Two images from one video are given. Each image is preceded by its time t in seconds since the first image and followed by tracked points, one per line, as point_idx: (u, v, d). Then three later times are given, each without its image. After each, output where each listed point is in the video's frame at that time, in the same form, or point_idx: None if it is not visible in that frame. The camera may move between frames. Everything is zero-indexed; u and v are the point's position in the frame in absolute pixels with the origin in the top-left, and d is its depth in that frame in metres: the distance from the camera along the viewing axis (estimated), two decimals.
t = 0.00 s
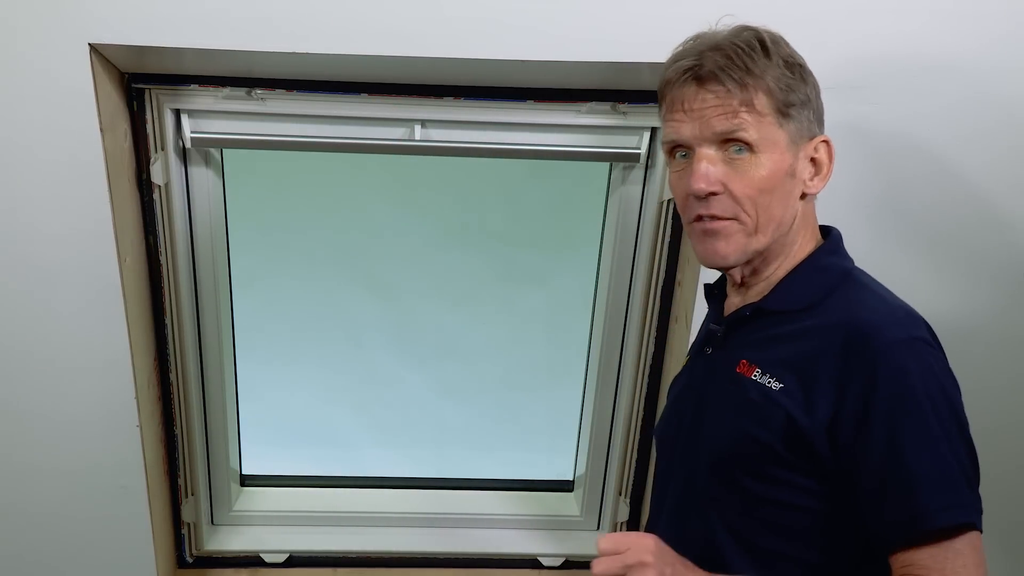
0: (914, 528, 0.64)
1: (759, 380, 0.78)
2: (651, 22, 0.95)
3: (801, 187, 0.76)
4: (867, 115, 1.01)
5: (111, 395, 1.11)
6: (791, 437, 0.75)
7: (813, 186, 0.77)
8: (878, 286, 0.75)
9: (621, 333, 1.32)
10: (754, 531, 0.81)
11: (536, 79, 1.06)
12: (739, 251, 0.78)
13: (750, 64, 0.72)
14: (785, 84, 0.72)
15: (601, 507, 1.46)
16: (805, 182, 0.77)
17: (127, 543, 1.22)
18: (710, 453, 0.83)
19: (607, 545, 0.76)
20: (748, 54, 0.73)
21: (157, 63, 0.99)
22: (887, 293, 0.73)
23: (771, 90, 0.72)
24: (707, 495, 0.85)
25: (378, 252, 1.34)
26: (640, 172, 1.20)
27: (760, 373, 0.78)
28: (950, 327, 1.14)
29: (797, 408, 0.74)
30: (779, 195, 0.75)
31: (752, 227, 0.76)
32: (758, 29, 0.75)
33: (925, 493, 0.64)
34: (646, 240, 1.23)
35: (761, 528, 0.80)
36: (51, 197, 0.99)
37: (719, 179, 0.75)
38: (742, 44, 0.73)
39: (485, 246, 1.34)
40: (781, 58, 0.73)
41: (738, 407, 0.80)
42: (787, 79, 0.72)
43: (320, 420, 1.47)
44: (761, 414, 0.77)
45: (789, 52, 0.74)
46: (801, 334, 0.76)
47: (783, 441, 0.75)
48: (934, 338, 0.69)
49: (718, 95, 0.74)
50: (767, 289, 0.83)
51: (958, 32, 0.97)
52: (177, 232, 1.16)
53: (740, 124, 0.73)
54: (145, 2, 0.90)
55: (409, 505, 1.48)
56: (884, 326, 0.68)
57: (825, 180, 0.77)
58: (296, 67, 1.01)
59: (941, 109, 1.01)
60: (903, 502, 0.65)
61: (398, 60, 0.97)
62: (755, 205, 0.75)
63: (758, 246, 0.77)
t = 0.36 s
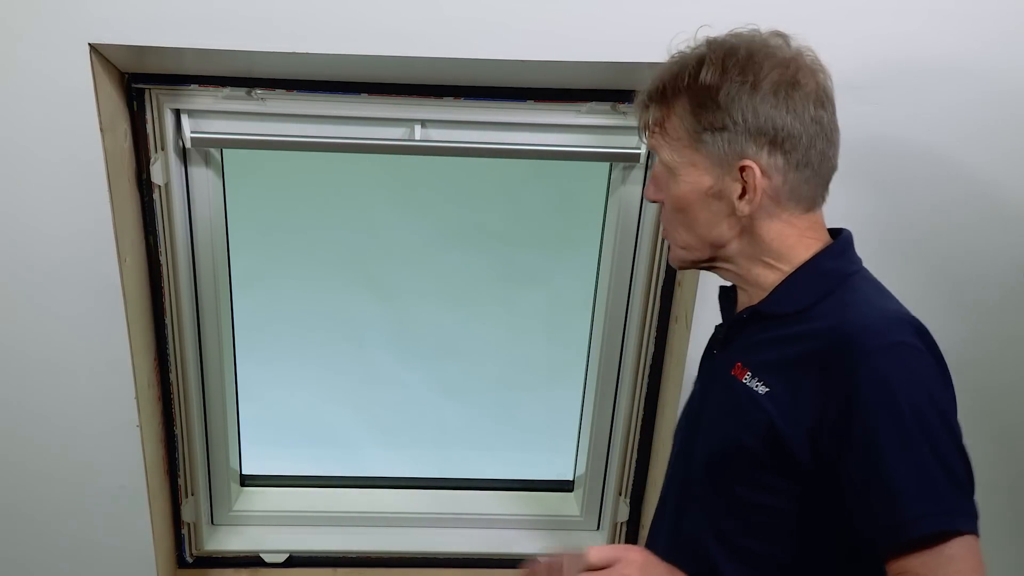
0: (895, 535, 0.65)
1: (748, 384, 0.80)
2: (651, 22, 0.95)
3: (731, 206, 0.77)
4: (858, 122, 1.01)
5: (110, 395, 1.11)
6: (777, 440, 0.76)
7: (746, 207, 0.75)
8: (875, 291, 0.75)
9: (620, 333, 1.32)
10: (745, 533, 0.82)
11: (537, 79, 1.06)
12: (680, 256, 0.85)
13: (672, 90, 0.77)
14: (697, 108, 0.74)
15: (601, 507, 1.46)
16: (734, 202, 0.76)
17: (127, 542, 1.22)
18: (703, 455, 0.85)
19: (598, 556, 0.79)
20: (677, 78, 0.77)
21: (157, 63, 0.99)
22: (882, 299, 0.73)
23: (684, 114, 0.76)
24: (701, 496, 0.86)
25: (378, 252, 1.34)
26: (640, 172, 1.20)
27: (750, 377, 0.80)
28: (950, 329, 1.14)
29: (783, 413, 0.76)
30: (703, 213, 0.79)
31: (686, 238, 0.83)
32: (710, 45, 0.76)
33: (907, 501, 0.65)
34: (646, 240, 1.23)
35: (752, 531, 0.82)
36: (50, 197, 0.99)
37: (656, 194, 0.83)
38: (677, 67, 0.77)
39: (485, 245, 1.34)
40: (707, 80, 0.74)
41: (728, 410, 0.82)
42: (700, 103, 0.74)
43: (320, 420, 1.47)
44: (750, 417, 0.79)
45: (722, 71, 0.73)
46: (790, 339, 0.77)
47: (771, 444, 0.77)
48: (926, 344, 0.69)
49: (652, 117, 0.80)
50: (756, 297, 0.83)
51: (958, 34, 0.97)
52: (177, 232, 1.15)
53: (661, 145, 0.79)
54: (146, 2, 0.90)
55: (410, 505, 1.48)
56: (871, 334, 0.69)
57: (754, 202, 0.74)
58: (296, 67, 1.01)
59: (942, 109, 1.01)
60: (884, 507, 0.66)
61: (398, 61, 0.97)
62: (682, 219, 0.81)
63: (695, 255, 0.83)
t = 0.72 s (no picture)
0: (828, 539, 0.67)
1: (733, 382, 0.83)
2: (652, 22, 0.95)
3: (745, 205, 0.77)
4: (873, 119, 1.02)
5: (110, 395, 1.11)
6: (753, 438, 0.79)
7: (759, 207, 0.75)
8: (868, 299, 0.73)
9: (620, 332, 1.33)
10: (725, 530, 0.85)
11: (537, 79, 1.06)
12: (693, 252, 0.86)
13: (695, 84, 0.77)
14: (718, 104, 0.75)
15: (601, 507, 1.46)
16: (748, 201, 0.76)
17: (127, 542, 1.22)
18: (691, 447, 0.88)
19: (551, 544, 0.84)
20: (700, 72, 0.77)
21: (157, 63, 0.99)
22: (872, 308, 0.72)
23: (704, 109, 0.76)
24: (687, 488, 0.90)
25: (378, 252, 1.34)
26: (640, 172, 1.20)
27: (736, 376, 0.83)
28: (949, 328, 1.14)
29: (761, 412, 0.78)
30: (716, 210, 0.79)
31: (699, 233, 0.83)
32: (737, 42, 0.76)
33: (847, 505, 0.66)
34: (646, 240, 1.24)
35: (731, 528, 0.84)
36: (51, 198, 0.99)
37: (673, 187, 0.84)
38: (702, 61, 0.77)
39: (485, 246, 1.34)
40: (730, 76, 0.74)
41: (716, 406, 0.85)
42: (722, 98, 0.74)
43: (320, 420, 1.47)
44: (731, 414, 0.82)
45: (746, 68, 0.73)
46: (772, 341, 0.79)
47: (747, 441, 0.79)
48: (903, 356, 0.68)
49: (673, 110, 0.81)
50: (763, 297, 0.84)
51: (958, 34, 0.97)
52: (177, 232, 1.15)
53: (681, 139, 0.80)
54: (146, 2, 0.90)
55: (410, 505, 1.48)
56: (841, 340, 0.70)
57: (767, 202, 0.74)
58: (296, 67, 1.01)
59: (942, 110, 1.01)
60: (826, 512, 0.68)
61: (398, 61, 0.97)
62: (696, 214, 0.82)
63: (707, 251, 0.84)
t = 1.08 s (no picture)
0: (826, 543, 0.68)
1: (718, 383, 0.83)
2: (651, 21, 0.95)
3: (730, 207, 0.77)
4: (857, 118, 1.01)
5: (110, 394, 1.11)
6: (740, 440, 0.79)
7: (744, 210, 0.76)
8: (852, 302, 0.75)
9: (620, 332, 1.31)
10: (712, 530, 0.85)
11: (537, 79, 1.06)
12: (681, 251, 0.87)
13: (683, 85, 0.77)
14: (705, 106, 0.75)
15: (601, 507, 1.46)
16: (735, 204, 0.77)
17: (127, 542, 1.22)
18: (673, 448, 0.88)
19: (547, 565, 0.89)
20: (688, 74, 0.77)
21: (157, 63, 0.99)
22: (856, 310, 0.74)
23: (693, 111, 0.76)
24: (671, 487, 0.90)
25: (379, 252, 1.34)
26: (640, 172, 1.19)
27: (720, 376, 0.83)
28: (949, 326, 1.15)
29: (748, 414, 0.79)
30: (703, 211, 0.80)
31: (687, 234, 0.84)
32: (725, 44, 0.75)
33: (840, 509, 0.67)
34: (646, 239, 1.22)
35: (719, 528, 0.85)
36: (50, 197, 0.99)
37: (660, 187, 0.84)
38: (691, 63, 0.77)
39: (485, 246, 1.35)
40: (722, 78, 0.73)
41: (700, 408, 0.84)
42: (710, 100, 0.74)
43: (321, 420, 1.47)
44: (716, 416, 0.82)
45: (733, 71, 0.73)
46: (757, 343, 0.79)
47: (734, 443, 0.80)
48: (887, 359, 0.70)
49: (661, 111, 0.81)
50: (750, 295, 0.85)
51: (957, 33, 0.97)
52: (177, 232, 1.16)
53: (669, 140, 0.80)
54: (146, 2, 0.90)
55: (410, 505, 1.48)
56: (828, 343, 0.70)
57: (753, 205, 0.75)
58: (296, 67, 1.01)
59: (944, 110, 1.01)
60: (821, 516, 0.68)
61: (398, 61, 0.97)
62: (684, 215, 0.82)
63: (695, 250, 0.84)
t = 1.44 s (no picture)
0: (820, 548, 0.68)
1: (701, 394, 0.83)
2: (650, 21, 0.95)
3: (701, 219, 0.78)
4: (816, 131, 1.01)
5: (110, 394, 1.11)
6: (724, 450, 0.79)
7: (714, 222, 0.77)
8: (828, 309, 0.76)
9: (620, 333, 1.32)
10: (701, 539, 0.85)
11: (537, 79, 1.06)
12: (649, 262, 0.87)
13: (654, 98, 0.77)
14: (677, 120, 0.75)
15: (601, 507, 1.46)
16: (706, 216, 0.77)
17: (127, 542, 1.21)
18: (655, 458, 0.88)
19: None
20: (659, 87, 0.77)
21: (157, 63, 0.99)
22: (833, 317, 0.75)
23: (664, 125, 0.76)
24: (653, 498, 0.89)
25: (378, 252, 1.34)
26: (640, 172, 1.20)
27: (703, 387, 0.82)
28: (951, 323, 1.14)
29: (734, 424, 0.79)
30: (673, 223, 0.80)
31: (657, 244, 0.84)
32: (696, 57, 0.76)
33: (834, 515, 0.67)
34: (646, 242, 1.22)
35: (708, 537, 0.84)
36: (51, 197, 0.99)
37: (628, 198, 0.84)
38: (662, 76, 0.77)
39: (484, 246, 1.35)
40: (694, 91, 0.74)
41: (683, 418, 0.84)
42: (681, 114, 0.75)
43: (321, 420, 1.47)
44: (701, 426, 0.81)
45: (703, 86, 0.74)
46: (740, 353, 0.79)
47: (719, 452, 0.80)
48: (868, 364, 0.71)
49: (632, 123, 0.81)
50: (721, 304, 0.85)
51: (956, 33, 0.97)
52: (177, 232, 1.16)
53: (639, 152, 0.80)
54: (146, 2, 0.90)
55: (410, 505, 1.48)
56: (812, 351, 0.71)
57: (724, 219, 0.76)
58: (296, 67, 1.01)
59: (944, 111, 1.01)
60: (816, 522, 0.69)
61: (398, 61, 0.97)
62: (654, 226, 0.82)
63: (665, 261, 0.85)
